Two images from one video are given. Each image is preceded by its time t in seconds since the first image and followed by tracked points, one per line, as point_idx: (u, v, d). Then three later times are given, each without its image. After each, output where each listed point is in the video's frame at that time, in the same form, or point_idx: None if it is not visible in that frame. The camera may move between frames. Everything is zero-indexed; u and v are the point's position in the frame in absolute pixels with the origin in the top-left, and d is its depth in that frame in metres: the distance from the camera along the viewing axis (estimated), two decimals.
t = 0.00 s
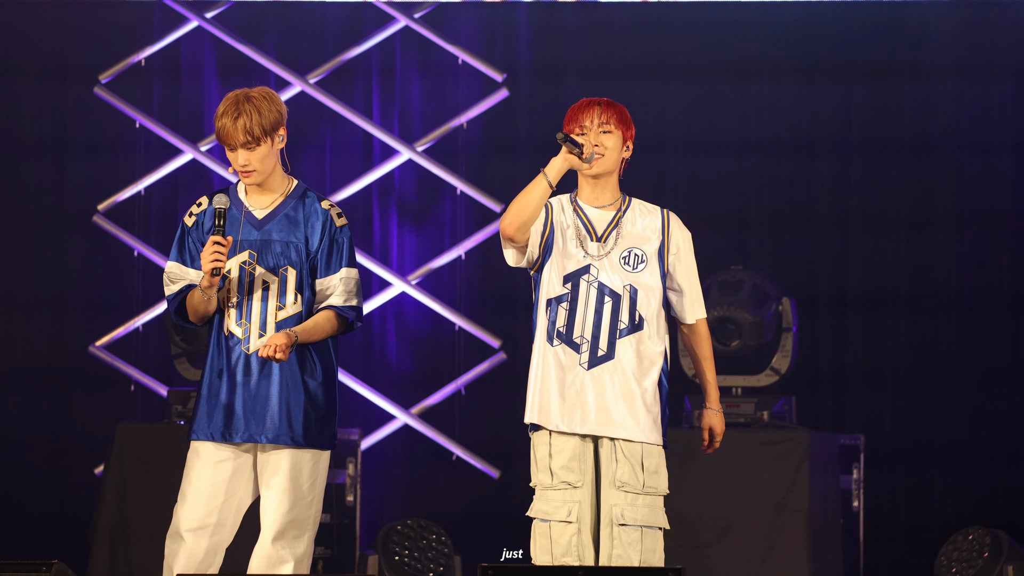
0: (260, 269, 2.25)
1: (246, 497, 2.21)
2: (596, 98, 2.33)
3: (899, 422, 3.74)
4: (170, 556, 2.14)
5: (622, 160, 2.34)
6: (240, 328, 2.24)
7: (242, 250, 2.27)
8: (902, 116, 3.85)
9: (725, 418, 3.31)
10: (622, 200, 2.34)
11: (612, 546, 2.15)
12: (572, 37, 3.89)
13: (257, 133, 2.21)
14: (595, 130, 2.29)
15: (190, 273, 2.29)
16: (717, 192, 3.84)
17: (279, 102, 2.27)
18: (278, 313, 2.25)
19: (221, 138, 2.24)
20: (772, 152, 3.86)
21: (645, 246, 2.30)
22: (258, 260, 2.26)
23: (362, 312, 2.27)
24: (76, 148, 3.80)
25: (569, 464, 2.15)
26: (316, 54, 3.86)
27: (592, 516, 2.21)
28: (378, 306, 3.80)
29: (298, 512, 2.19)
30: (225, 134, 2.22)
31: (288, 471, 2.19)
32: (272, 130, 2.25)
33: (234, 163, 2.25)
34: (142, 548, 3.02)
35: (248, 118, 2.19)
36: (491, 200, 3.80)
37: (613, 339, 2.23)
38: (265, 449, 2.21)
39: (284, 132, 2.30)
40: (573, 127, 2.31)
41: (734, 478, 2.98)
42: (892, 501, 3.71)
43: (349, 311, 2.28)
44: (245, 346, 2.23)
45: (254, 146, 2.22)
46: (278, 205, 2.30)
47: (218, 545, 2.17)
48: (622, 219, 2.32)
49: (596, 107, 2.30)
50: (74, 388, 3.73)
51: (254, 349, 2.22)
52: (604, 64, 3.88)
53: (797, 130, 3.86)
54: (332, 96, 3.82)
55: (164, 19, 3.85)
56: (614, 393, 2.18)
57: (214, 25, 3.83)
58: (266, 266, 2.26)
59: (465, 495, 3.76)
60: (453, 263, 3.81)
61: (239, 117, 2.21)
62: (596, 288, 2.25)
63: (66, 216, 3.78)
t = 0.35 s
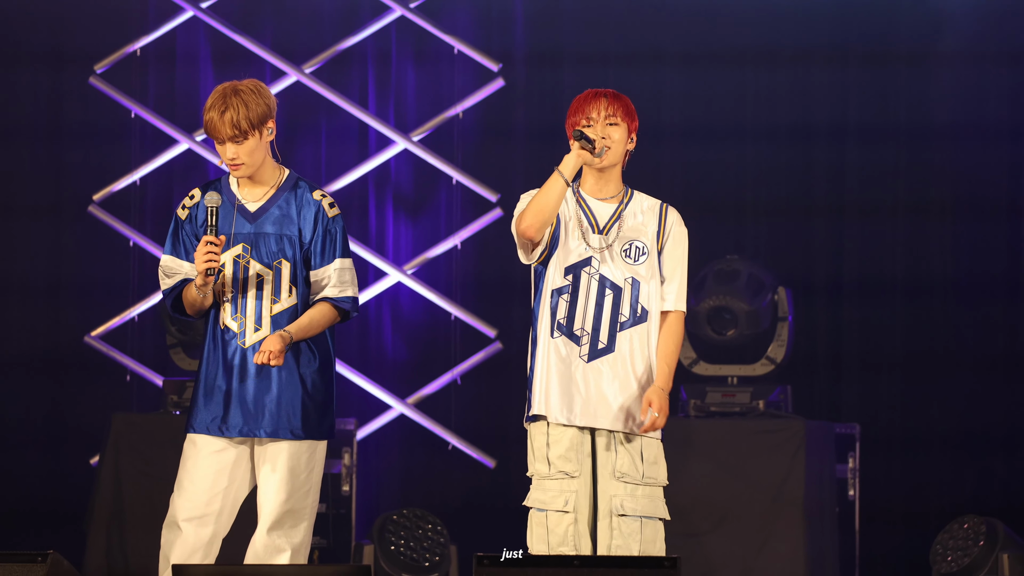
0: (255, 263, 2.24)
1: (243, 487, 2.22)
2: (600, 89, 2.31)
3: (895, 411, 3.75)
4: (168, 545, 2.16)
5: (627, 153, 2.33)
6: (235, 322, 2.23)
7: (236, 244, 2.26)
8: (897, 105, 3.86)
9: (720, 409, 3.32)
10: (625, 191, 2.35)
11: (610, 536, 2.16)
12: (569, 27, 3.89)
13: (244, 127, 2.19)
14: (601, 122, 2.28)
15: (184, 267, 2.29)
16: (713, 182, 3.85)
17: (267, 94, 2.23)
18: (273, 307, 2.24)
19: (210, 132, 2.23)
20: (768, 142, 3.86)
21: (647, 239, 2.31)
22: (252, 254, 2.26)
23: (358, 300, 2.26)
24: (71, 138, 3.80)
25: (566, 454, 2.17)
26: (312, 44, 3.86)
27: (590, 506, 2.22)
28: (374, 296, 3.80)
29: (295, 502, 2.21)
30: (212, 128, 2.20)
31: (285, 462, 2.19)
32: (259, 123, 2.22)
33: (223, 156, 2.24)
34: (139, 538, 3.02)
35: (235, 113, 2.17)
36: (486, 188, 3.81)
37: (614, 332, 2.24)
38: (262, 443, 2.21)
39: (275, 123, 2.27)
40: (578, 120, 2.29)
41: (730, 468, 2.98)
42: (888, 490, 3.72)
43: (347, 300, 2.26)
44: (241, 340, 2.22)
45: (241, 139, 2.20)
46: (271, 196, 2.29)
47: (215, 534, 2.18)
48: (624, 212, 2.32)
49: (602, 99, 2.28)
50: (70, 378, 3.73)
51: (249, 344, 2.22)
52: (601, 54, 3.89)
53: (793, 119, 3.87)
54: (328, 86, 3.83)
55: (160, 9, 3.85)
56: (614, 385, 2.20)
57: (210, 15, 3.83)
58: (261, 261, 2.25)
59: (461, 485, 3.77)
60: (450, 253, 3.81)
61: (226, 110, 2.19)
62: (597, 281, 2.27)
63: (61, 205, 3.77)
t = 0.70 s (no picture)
0: (241, 260, 2.24)
1: (231, 486, 2.22)
2: (581, 91, 2.33)
3: (883, 408, 3.75)
4: (157, 544, 2.16)
5: (608, 154, 2.34)
6: (223, 319, 2.23)
7: (223, 241, 2.26)
8: (884, 102, 3.86)
9: (708, 408, 3.32)
10: (607, 192, 2.35)
11: (595, 536, 2.16)
12: (556, 24, 3.89)
13: (230, 125, 2.19)
14: (580, 122, 2.30)
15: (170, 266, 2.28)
16: (701, 179, 3.85)
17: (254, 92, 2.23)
18: (260, 304, 2.24)
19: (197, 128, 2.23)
20: (756, 139, 3.87)
21: (629, 238, 2.32)
22: (239, 250, 2.26)
23: (344, 297, 2.26)
24: (59, 136, 3.79)
25: (550, 454, 2.16)
26: (300, 42, 3.86)
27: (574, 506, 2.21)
28: (361, 295, 3.79)
29: (282, 501, 2.20)
30: (198, 125, 2.20)
31: (271, 462, 2.19)
32: (246, 121, 2.22)
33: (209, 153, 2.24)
34: (127, 537, 3.02)
35: (221, 112, 2.17)
36: (474, 187, 3.81)
37: (596, 331, 2.24)
38: (250, 441, 2.20)
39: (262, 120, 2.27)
40: (557, 121, 2.32)
41: (717, 466, 2.98)
42: (877, 487, 3.71)
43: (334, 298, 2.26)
44: (228, 337, 2.22)
45: (227, 137, 2.20)
46: (259, 194, 2.29)
47: (203, 533, 2.18)
48: (606, 212, 2.33)
49: (581, 100, 2.30)
50: (57, 377, 3.72)
51: (236, 341, 2.22)
52: (588, 51, 3.89)
53: (781, 116, 3.87)
54: (316, 84, 3.82)
55: (147, 7, 3.85)
56: (596, 383, 2.21)
57: (197, 13, 3.83)
58: (247, 258, 2.25)
59: (450, 484, 3.76)
60: (438, 251, 3.81)
61: (213, 108, 2.19)
62: (579, 280, 2.27)
63: (48, 204, 3.77)
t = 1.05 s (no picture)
0: (221, 263, 2.20)
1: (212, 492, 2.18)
2: (556, 97, 2.33)
3: (864, 413, 3.75)
4: (136, 552, 2.12)
5: (583, 160, 2.32)
6: (203, 323, 2.20)
7: (203, 245, 2.23)
8: (865, 107, 3.87)
9: (689, 411, 3.33)
10: (582, 198, 2.34)
11: (571, 542, 2.15)
12: (537, 29, 3.90)
13: (212, 126, 2.17)
14: (553, 128, 2.29)
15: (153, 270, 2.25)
16: (682, 184, 3.86)
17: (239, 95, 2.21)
18: (241, 307, 2.20)
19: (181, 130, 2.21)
20: (737, 144, 3.88)
21: (605, 244, 2.31)
22: (218, 254, 2.21)
23: (316, 301, 2.20)
24: (40, 142, 3.79)
25: (526, 460, 2.17)
26: (281, 48, 3.86)
27: (552, 512, 2.21)
28: (342, 301, 3.79)
29: (264, 507, 2.17)
30: (181, 125, 2.18)
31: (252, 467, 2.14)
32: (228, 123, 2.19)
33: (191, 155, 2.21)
34: (107, 544, 3.01)
35: (204, 111, 2.15)
36: (455, 192, 3.76)
37: (571, 336, 2.24)
38: (232, 444, 2.17)
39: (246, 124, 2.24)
40: (532, 127, 2.31)
41: (696, 472, 2.98)
42: (859, 492, 3.71)
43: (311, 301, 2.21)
44: (207, 342, 2.17)
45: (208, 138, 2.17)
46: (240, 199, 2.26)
47: (184, 539, 2.14)
48: (582, 219, 2.32)
49: (555, 106, 2.29)
50: (38, 384, 3.72)
51: (216, 345, 2.17)
52: (569, 57, 3.90)
53: (761, 121, 3.88)
54: (297, 89, 3.81)
55: (128, 13, 3.84)
56: (573, 388, 2.20)
57: (178, 19, 3.80)
58: (228, 262, 2.22)
59: (432, 489, 3.76)
60: (419, 256, 3.79)
61: (196, 109, 2.17)
62: (555, 286, 2.26)
63: (30, 210, 3.77)
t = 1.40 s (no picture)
0: (217, 270, 2.24)
1: (207, 500, 2.20)
2: (548, 103, 2.33)
3: (859, 420, 3.75)
4: (132, 559, 2.14)
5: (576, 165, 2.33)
6: (197, 329, 2.23)
7: (199, 251, 2.26)
8: (859, 113, 3.86)
9: (684, 420, 3.31)
10: (576, 204, 2.35)
11: (569, 548, 2.16)
12: (530, 36, 3.90)
13: (208, 129, 2.22)
14: (546, 135, 2.29)
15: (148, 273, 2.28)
16: (676, 191, 3.85)
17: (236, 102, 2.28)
18: (235, 314, 2.23)
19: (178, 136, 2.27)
20: (731, 150, 3.87)
21: (597, 250, 2.32)
22: (216, 261, 2.25)
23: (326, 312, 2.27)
24: (34, 149, 3.79)
25: (521, 467, 2.16)
26: (274, 54, 3.86)
27: (547, 519, 2.21)
28: (338, 308, 3.80)
29: (258, 514, 2.18)
30: (178, 129, 2.24)
31: (247, 473, 2.17)
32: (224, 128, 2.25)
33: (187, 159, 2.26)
34: (103, 552, 3.03)
35: (200, 115, 2.21)
36: (450, 200, 3.82)
37: (566, 345, 2.24)
38: (226, 451, 2.18)
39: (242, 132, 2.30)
40: (525, 134, 2.31)
41: (690, 481, 2.97)
42: (853, 499, 3.71)
43: (302, 312, 2.25)
44: (203, 347, 2.22)
45: (203, 141, 2.22)
46: (236, 205, 2.30)
47: (179, 547, 2.16)
48: (575, 224, 2.33)
49: (547, 112, 2.29)
50: (33, 393, 3.73)
51: (211, 351, 2.21)
52: (563, 64, 3.89)
53: (756, 127, 3.87)
54: (292, 97, 3.83)
55: (122, 21, 3.84)
56: (569, 396, 2.21)
57: (173, 27, 3.84)
58: (223, 268, 2.25)
59: (426, 495, 3.77)
60: (413, 264, 3.81)
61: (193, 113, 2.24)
62: (549, 293, 2.26)
63: (24, 218, 3.77)
